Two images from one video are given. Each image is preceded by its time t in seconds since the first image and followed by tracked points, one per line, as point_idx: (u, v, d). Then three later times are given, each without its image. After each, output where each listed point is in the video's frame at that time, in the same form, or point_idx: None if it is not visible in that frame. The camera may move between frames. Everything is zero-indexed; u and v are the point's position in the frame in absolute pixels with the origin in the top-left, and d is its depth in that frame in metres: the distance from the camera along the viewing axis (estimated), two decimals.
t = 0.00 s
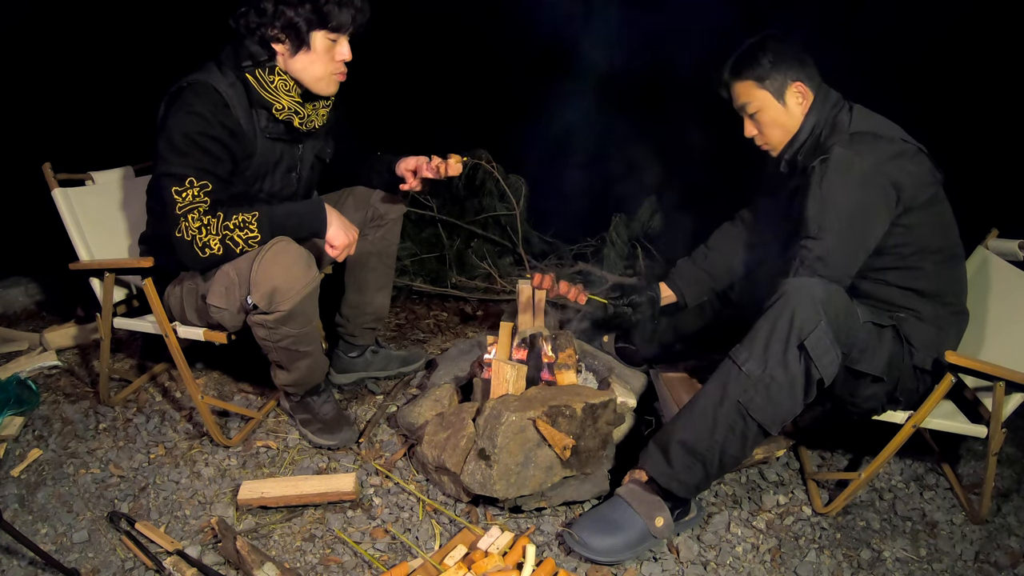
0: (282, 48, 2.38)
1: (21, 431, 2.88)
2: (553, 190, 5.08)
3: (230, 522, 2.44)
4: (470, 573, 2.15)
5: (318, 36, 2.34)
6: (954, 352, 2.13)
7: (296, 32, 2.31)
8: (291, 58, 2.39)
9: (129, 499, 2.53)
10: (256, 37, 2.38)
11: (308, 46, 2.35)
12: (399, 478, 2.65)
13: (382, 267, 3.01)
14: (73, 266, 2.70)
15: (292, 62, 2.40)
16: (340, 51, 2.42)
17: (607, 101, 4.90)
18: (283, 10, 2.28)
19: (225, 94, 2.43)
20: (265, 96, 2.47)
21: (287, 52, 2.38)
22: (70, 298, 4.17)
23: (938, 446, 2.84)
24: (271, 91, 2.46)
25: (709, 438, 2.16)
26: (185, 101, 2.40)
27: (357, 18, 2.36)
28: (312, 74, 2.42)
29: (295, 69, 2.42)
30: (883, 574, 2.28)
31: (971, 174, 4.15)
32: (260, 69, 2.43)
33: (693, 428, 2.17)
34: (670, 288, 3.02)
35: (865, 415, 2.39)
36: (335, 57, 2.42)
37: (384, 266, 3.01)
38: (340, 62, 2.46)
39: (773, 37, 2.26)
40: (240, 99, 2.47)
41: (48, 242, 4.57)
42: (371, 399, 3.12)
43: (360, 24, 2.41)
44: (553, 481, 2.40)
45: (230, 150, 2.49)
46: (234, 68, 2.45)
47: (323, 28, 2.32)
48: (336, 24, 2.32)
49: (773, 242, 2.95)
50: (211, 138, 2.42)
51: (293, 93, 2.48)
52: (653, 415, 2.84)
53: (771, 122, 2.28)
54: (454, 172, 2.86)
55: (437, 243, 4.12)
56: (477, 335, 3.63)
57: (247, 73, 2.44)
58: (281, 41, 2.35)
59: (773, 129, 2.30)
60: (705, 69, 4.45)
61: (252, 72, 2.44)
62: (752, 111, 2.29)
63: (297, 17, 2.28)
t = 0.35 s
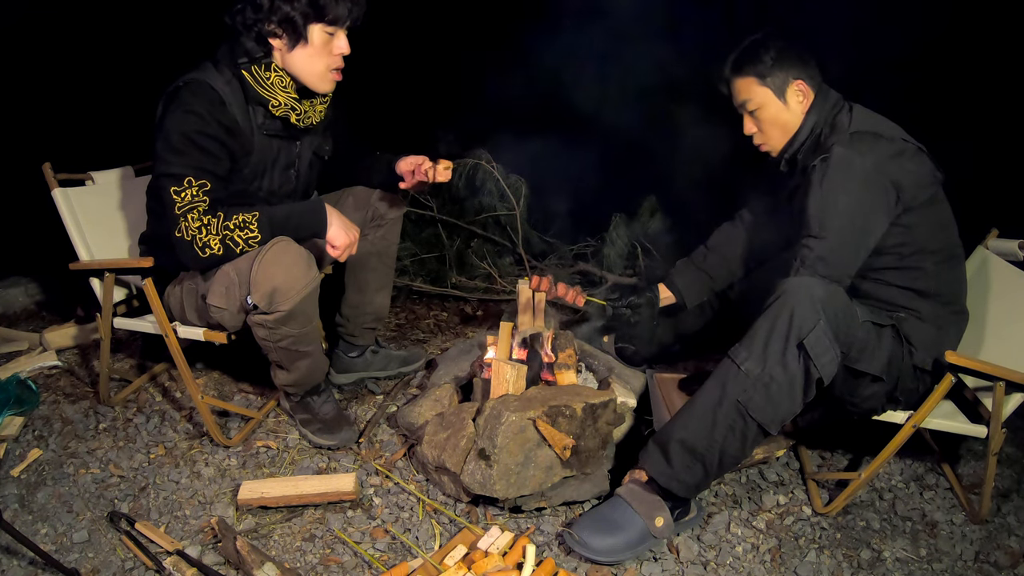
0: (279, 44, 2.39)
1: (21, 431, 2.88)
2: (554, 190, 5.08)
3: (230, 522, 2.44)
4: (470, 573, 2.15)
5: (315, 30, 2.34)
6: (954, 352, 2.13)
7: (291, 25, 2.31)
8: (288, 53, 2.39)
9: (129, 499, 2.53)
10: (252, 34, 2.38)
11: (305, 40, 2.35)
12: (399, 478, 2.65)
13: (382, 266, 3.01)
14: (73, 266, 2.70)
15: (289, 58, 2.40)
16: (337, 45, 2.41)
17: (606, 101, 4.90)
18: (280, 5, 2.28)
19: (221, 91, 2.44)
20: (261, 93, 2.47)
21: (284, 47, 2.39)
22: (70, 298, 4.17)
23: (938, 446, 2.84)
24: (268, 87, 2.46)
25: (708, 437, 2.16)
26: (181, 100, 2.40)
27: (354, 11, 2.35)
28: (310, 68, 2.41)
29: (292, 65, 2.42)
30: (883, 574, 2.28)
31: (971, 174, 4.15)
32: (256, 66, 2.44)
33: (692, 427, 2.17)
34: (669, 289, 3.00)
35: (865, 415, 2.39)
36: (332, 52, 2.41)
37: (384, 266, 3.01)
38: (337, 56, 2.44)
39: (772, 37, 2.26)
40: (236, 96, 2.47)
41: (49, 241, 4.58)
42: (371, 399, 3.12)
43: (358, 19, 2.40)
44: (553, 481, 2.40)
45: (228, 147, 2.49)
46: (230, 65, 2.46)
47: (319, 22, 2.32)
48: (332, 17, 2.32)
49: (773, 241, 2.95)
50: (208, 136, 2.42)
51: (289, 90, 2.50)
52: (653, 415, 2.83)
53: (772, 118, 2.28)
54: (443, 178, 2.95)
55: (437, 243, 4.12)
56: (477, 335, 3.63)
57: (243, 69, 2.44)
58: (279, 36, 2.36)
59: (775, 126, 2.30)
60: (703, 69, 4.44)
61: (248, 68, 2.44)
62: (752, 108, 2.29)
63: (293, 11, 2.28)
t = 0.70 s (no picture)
0: (269, 30, 2.37)
1: (21, 431, 2.88)
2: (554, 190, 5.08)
3: (230, 522, 2.44)
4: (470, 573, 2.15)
5: (305, 16, 2.34)
6: (954, 352, 2.13)
7: (282, 10, 2.30)
8: (278, 40, 2.38)
9: (129, 499, 2.53)
10: (242, 25, 2.36)
11: (296, 25, 2.35)
12: (399, 478, 2.65)
13: (382, 266, 3.00)
14: (73, 266, 2.70)
15: (279, 44, 2.39)
16: (327, 31, 2.43)
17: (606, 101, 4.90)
18: None
19: (212, 87, 2.45)
20: (252, 84, 2.46)
21: (275, 34, 2.37)
22: (71, 298, 4.17)
23: (938, 446, 2.84)
24: (258, 78, 2.46)
25: (709, 438, 2.16)
26: (176, 100, 2.41)
27: None
28: (301, 54, 2.41)
29: (282, 51, 2.41)
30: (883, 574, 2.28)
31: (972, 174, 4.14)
32: (245, 59, 2.44)
33: (693, 428, 2.17)
34: (669, 288, 3.00)
35: (866, 415, 2.39)
36: (322, 37, 2.42)
37: (384, 266, 3.01)
38: (327, 42, 2.45)
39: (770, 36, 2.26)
40: (228, 91, 2.48)
41: (49, 242, 4.58)
42: (371, 399, 3.12)
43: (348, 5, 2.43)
44: (553, 481, 2.40)
45: (224, 142, 2.49)
46: (221, 61, 2.47)
47: (310, 7, 2.32)
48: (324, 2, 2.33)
49: (773, 241, 2.95)
50: (204, 133, 2.42)
51: (280, 80, 2.49)
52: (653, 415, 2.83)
53: (782, 111, 2.28)
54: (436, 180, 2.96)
55: (437, 243, 4.13)
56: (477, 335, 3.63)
57: (233, 62, 2.44)
58: (269, 22, 2.34)
59: (784, 121, 2.30)
60: (701, 69, 4.43)
61: (238, 61, 2.44)
62: (764, 100, 2.27)
63: None
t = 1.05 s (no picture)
0: (259, 23, 2.37)
1: (21, 431, 2.88)
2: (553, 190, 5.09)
3: (230, 522, 2.43)
4: (470, 573, 2.15)
5: (293, 7, 2.33)
6: (953, 352, 2.13)
7: (270, 2, 2.31)
8: (268, 31, 2.38)
9: (129, 499, 2.53)
10: (234, 20, 2.38)
11: (284, 17, 2.34)
12: (399, 478, 2.65)
13: (381, 266, 3.00)
14: (73, 266, 2.70)
15: (269, 36, 2.39)
16: (316, 22, 2.41)
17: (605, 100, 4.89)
18: None
19: (206, 83, 2.44)
20: (245, 79, 2.47)
21: (264, 27, 2.38)
22: (71, 298, 4.17)
23: (938, 446, 2.85)
24: (251, 72, 2.47)
25: (709, 438, 2.16)
26: (170, 97, 2.40)
27: None
28: (292, 45, 2.40)
29: (273, 43, 2.40)
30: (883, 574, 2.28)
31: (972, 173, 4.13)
32: (238, 54, 2.45)
33: (693, 428, 2.17)
34: (668, 289, 3.00)
35: (865, 415, 2.39)
36: (312, 29, 2.41)
37: (384, 266, 3.01)
38: (317, 34, 2.44)
39: (766, 35, 2.25)
40: (221, 86, 2.47)
41: (49, 242, 4.58)
42: (371, 399, 3.12)
43: None
44: (553, 481, 2.40)
45: (218, 136, 2.49)
46: (213, 57, 2.47)
47: None
48: None
49: (773, 241, 2.96)
50: (199, 127, 2.42)
51: (272, 75, 2.50)
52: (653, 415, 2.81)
53: (778, 113, 2.29)
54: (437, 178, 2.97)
55: (437, 243, 4.13)
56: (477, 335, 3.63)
57: (226, 58, 2.46)
58: (258, 15, 2.35)
59: (781, 123, 2.32)
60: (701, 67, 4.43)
61: (231, 57, 2.45)
62: (761, 100, 2.28)
63: None
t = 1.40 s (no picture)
0: (257, 21, 2.38)
1: (21, 431, 2.88)
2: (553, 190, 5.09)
3: (230, 522, 2.43)
4: (470, 573, 2.15)
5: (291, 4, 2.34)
6: (953, 352, 2.13)
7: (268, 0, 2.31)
8: (266, 29, 2.38)
9: (129, 499, 2.53)
10: (233, 19, 2.38)
11: (282, 14, 2.35)
12: (399, 478, 2.65)
13: (381, 266, 3.00)
14: (73, 266, 2.70)
15: (267, 34, 2.39)
16: (313, 20, 2.42)
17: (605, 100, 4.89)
18: None
19: (206, 82, 2.44)
20: (245, 76, 2.47)
21: (262, 24, 2.38)
22: (71, 298, 4.17)
23: (938, 446, 2.85)
24: (251, 70, 2.47)
25: (710, 440, 2.16)
26: (170, 96, 2.40)
27: None
28: (287, 42, 2.41)
29: (271, 40, 2.41)
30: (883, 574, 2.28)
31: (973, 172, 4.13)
32: (237, 51, 2.45)
33: (694, 430, 2.17)
34: (666, 288, 2.98)
35: (866, 415, 2.39)
36: (309, 26, 2.41)
37: (384, 266, 3.01)
38: (314, 31, 2.45)
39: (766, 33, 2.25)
40: (220, 84, 2.47)
41: (49, 242, 4.58)
42: (371, 399, 3.12)
43: None
44: (553, 481, 2.40)
45: (218, 134, 2.49)
46: (213, 57, 2.47)
47: None
48: None
49: (773, 241, 2.96)
50: (198, 126, 2.42)
51: (271, 72, 2.50)
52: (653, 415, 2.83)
53: (784, 100, 2.31)
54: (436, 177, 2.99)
55: (437, 243, 4.14)
56: (477, 335, 3.63)
57: (225, 56, 2.45)
58: (256, 13, 2.35)
59: (787, 109, 2.32)
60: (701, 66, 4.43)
61: (231, 54, 2.45)
62: (768, 85, 2.30)
63: None
